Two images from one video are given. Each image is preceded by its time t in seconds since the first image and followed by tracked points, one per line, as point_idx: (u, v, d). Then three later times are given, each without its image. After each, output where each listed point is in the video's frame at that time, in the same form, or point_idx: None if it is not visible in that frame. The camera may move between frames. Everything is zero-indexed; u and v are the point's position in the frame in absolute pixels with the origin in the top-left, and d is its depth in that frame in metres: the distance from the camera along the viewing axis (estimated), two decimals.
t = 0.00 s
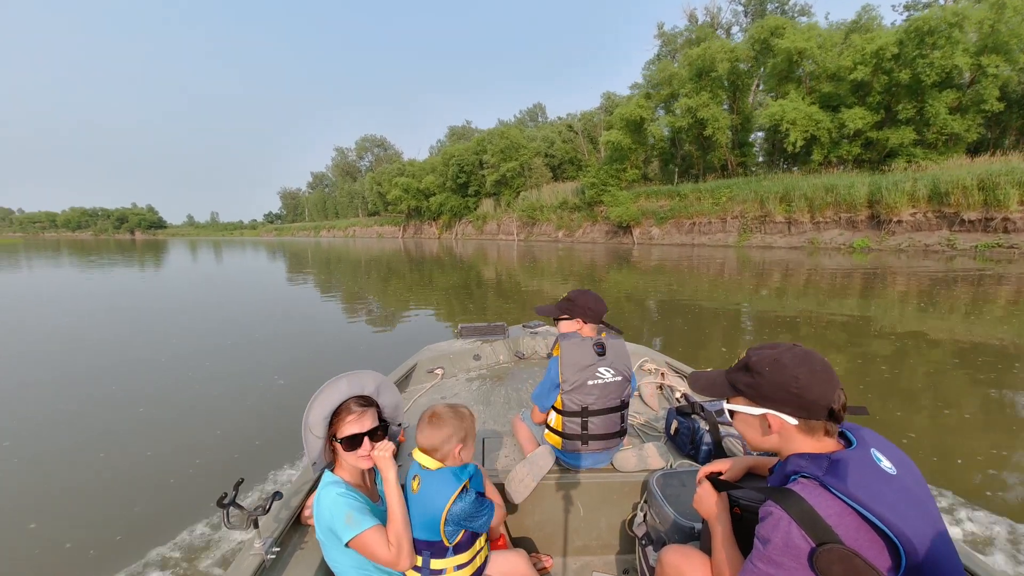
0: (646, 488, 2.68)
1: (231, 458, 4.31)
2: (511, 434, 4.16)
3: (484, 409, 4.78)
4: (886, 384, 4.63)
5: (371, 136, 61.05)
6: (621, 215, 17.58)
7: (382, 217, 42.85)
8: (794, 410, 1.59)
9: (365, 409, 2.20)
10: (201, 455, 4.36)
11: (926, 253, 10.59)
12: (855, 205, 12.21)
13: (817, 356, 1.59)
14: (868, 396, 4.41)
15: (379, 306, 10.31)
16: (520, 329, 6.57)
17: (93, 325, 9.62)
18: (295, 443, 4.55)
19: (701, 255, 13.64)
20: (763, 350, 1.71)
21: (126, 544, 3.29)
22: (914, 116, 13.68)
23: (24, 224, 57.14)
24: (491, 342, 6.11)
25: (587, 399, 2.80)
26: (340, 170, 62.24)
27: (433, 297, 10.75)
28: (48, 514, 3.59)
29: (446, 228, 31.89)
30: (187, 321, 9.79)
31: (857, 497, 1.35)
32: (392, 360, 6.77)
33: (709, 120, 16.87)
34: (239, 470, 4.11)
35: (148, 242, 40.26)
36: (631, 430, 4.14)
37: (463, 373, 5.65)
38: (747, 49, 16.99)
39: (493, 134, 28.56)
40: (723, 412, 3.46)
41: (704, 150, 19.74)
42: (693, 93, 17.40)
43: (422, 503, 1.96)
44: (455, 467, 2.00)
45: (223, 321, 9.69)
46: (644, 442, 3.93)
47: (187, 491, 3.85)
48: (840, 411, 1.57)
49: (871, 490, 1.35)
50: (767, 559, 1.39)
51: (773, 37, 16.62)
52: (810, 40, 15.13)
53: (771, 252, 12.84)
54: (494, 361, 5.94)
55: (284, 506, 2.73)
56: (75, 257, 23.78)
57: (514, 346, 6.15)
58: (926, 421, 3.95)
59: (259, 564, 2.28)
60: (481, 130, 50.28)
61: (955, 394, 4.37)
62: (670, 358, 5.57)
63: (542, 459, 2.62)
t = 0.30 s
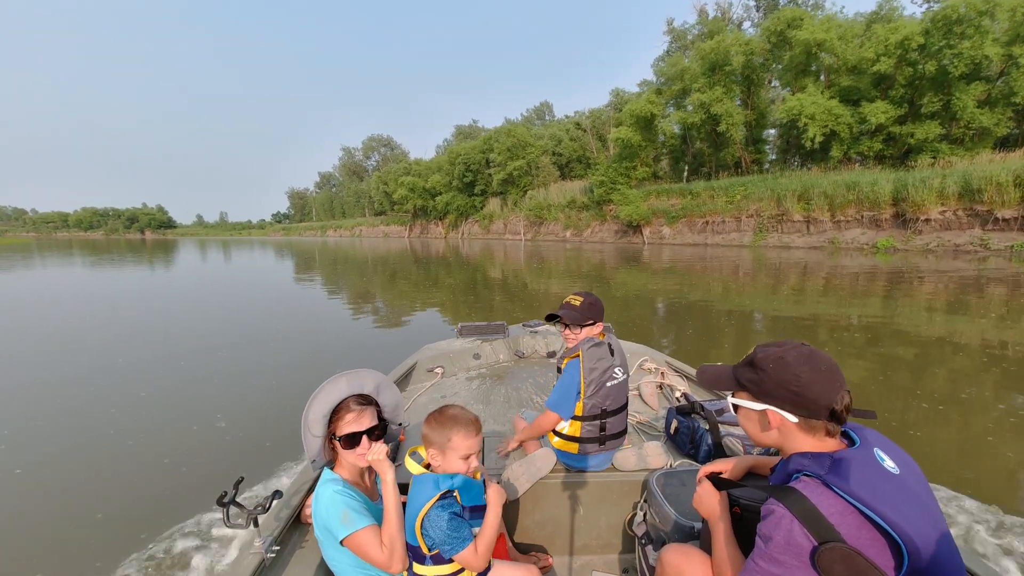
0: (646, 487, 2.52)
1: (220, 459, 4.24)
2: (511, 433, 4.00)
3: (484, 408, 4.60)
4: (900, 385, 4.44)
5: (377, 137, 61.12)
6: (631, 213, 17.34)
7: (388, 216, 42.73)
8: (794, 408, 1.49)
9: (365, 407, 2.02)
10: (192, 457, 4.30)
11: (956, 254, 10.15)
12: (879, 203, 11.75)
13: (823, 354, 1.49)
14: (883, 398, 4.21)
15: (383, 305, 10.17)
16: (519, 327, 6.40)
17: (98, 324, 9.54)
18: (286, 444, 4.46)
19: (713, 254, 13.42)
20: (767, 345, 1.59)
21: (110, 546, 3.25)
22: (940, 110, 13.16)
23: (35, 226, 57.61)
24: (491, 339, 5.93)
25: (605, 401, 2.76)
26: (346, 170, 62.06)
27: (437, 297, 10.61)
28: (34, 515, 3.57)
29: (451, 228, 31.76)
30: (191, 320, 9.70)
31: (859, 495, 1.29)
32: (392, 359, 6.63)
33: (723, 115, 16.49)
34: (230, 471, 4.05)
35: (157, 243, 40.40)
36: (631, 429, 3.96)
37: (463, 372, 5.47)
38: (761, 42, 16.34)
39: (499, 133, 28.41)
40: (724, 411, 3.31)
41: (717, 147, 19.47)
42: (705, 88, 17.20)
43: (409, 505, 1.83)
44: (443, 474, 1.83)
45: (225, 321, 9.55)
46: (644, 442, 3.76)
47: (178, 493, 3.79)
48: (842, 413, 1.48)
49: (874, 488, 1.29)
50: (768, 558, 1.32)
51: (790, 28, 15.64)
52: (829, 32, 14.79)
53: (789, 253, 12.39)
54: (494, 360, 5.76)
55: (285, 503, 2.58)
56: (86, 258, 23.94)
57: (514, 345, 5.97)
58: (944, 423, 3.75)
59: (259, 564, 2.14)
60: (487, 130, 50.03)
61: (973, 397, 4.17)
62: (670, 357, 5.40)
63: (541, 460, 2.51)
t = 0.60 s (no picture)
0: (646, 487, 2.46)
1: (216, 459, 4.19)
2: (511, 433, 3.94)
3: (484, 408, 4.53)
4: (909, 390, 4.37)
5: (383, 136, 61.09)
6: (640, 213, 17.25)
7: (393, 217, 42.73)
8: (798, 407, 1.44)
9: (366, 402, 1.96)
10: (188, 456, 4.24)
11: (993, 256, 9.63)
12: (904, 202, 11.31)
13: (832, 354, 1.44)
14: (892, 402, 4.14)
15: (389, 305, 10.11)
16: (519, 327, 6.34)
17: (103, 323, 9.51)
18: (283, 443, 4.41)
19: (723, 255, 13.34)
20: (776, 343, 1.55)
21: (101, 546, 3.18)
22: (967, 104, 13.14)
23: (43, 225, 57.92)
24: (491, 340, 5.86)
25: (605, 403, 2.69)
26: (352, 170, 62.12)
27: (443, 297, 10.55)
28: (26, 514, 3.51)
29: (457, 229, 31.72)
30: (198, 319, 9.68)
31: (862, 496, 1.25)
32: (394, 360, 6.56)
33: (736, 111, 16.31)
34: (225, 471, 4.00)
35: (167, 243, 40.58)
36: (630, 429, 3.90)
37: (463, 372, 5.41)
38: (777, 35, 15.77)
39: (505, 132, 28.38)
40: (724, 411, 3.32)
41: (729, 145, 19.37)
42: (720, 83, 16.96)
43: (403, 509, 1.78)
44: (439, 475, 1.77)
45: (229, 321, 9.49)
46: (643, 442, 3.70)
47: (173, 492, 3.73)
48: (847, 414, 1.42)
49: (876, 489, 1.25)
50: (769, 558, 1.27)
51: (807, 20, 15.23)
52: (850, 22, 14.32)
53: (808, 254, 12.10)
54: (494, 361, 5.70)
55: (285, 503, 2.51)
56: (97, 258, 24.09)
57: (514, 345, 5.91)
58: (953, 430, 3.68)
59: (259, 564, 2.08)
60: (493, 129, 49.93)
61: (983, 402, 4.10)
62: (670, 358, 5.35)
63: (541, 463, 2.48)
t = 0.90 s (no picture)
0: (645, 487, 2.43)
1: (215, 459, 4.17)
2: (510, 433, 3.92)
3: (483, 408, 4.51)
4: (921, 390, 4.30)
5: (389, 136, 61.03)
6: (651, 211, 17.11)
7: (399, 216, 42.66)
8: (795, 405, 1.42)
9: (368, 402, 1.95)
10: (187, 455, 4.23)
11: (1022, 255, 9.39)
12: (931, 197, 10.90)
13: (831, 353, 1.42)
14: (900, 404, 4.09)
15: (395, 305, 10.06)
16: (519, 327, 6.31)
17: (109, 323, 9.51)
18: (282, 443, 4.39)
19: (736, 255, 13.19)
20: (777, 342, 1.52)
21: (96, 546, 3.17)
22: (996, 96, 12.82)
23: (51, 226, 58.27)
24: (491, 339, 5.83)
25: (605, 404, 2.65)
26: (357, 170, 62.02)
27: (449, 297, 10.50)
28: (23, 514, 3.50)
29: (463, 228, 31.65)
30: (205, 319, 9.66)
31: (861, 495, 1.22)
32: (394, 360, 6.53)
33: (750, 105, 16.12)
34: (223, 470, 3.98)
35: (174, 243, 40.70)
36: (631, 429, 3.87)
37: (463, 372, 5.38)
38: (793, 26, 15.60)
39: (510, 130, 28.30)
40: (723, 411, 3.27)
41: (742, 142, 19.18)
42: (732, 76, 17.04)
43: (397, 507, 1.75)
44: (434, 473, 1.73)
45: (232, 321, 9.45)
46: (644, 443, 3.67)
47: (171, 492, 3.72)
48: (843, 414, 1.39)
49: (876, 488, 1.22)
50: (768, 558, 1.25)
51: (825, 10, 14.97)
52: (871, 11, 13.91)
53: (828, 254, 11.83)
54: (494, 361, 5.66)
55: (286, 503, 2.48)
56: (106, 258, 24.23)
57: (514, 345, 5.88)
58: (963, 433, 3.63)
59: (260, 564, 2.05)
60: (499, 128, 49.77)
61: (999, 405, 4.02)
62: (670, 358, 5.31)
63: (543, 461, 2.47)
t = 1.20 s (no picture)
0: (646, 487, 2.53)
1: (222, 459, 4.26)
2: (511, 433, 4.01)
3: (484, 408, 4.60)
4: (917, 398, 4.38)
5: (395, 136, 61.12)
6: (659, 211, 17.05)
7: (404, 217, 42.76)
8: (794, 406, 1.52)
9: (371, 403, 2.05)
10: (193, 455, 4.32)
11: None
12: (957, 196, 10.69)
13: (830, 355, 1.50)
14: (896, 411, 4.17)
15: (400, 306, 10.12)
16: (519, 327, 6.40)
17: (120, 323, 9.64)
18: (287, 443, 4.48)
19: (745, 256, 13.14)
20: (776, 344, 1.61)
21: (106, 546, 3.26)
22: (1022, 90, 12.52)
23: (57, 226, 58.52)
24: (491, 339, 5.92)
25: (605, 407, 2.76)
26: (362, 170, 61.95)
27: (455, 298, 10.56)
28: (35, 513, 3.60)
29: (467, 228, 31.78)
30: (213, 320, 9.73)
31: (860, 495, 1.31)
32: (396, 361, 6.61)
33: (763, 101, 15.95)
34: (230, 471, 4.06)
35: (181, 243, 40.85)
36: (631, 429, 3.97)
37: (463, 372, 5.47)
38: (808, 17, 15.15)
39: (516, 129, 28.31)
40: (724, 412, 3.32)
41: (755, 139, 19.08)
42: (745, 70, 16.73)
43: (401, 507, 1.84)
44: (437, 474, 1.81)
45: (238, 321, 9.54)
46: (645, 443, 3.77)
47: (179, 492, 3.81)
48: (843, 414, 1.48)
49: (873, 488, 1.31)
50: (768, 557, 1.35)
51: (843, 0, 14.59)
52: None
53: (845, 255, 11.68)
54: (494, 361, 5.76)
55: (286, 504, 2.57)
56: (113, 258, 24.38)
57: (514, 345, 5.97)
58: (958, 439, 3.71)
59: (259, 564, 2.14)
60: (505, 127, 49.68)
61: (1003, 413, 4.05)
62: (670, 358, 5.41)
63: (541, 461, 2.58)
